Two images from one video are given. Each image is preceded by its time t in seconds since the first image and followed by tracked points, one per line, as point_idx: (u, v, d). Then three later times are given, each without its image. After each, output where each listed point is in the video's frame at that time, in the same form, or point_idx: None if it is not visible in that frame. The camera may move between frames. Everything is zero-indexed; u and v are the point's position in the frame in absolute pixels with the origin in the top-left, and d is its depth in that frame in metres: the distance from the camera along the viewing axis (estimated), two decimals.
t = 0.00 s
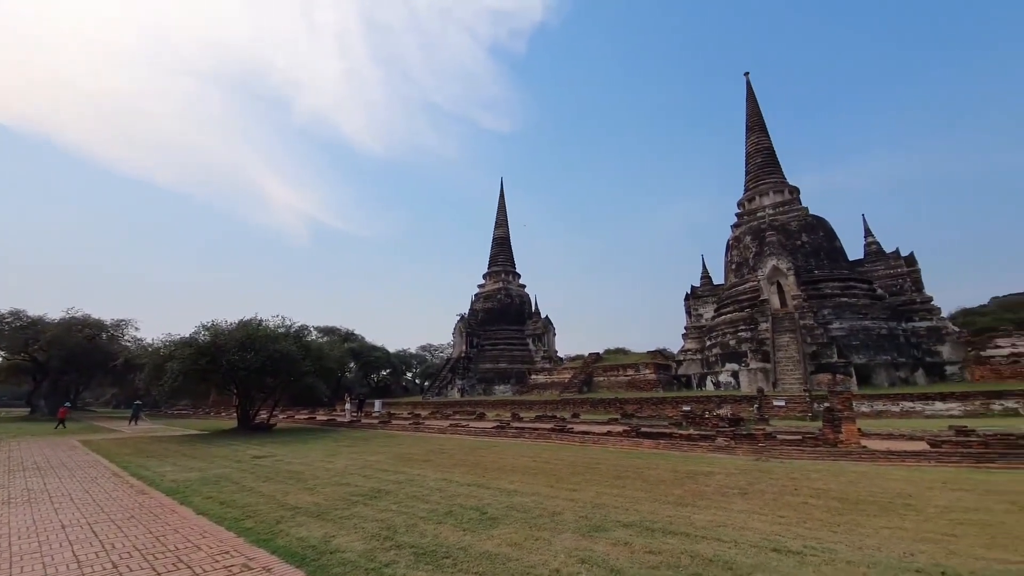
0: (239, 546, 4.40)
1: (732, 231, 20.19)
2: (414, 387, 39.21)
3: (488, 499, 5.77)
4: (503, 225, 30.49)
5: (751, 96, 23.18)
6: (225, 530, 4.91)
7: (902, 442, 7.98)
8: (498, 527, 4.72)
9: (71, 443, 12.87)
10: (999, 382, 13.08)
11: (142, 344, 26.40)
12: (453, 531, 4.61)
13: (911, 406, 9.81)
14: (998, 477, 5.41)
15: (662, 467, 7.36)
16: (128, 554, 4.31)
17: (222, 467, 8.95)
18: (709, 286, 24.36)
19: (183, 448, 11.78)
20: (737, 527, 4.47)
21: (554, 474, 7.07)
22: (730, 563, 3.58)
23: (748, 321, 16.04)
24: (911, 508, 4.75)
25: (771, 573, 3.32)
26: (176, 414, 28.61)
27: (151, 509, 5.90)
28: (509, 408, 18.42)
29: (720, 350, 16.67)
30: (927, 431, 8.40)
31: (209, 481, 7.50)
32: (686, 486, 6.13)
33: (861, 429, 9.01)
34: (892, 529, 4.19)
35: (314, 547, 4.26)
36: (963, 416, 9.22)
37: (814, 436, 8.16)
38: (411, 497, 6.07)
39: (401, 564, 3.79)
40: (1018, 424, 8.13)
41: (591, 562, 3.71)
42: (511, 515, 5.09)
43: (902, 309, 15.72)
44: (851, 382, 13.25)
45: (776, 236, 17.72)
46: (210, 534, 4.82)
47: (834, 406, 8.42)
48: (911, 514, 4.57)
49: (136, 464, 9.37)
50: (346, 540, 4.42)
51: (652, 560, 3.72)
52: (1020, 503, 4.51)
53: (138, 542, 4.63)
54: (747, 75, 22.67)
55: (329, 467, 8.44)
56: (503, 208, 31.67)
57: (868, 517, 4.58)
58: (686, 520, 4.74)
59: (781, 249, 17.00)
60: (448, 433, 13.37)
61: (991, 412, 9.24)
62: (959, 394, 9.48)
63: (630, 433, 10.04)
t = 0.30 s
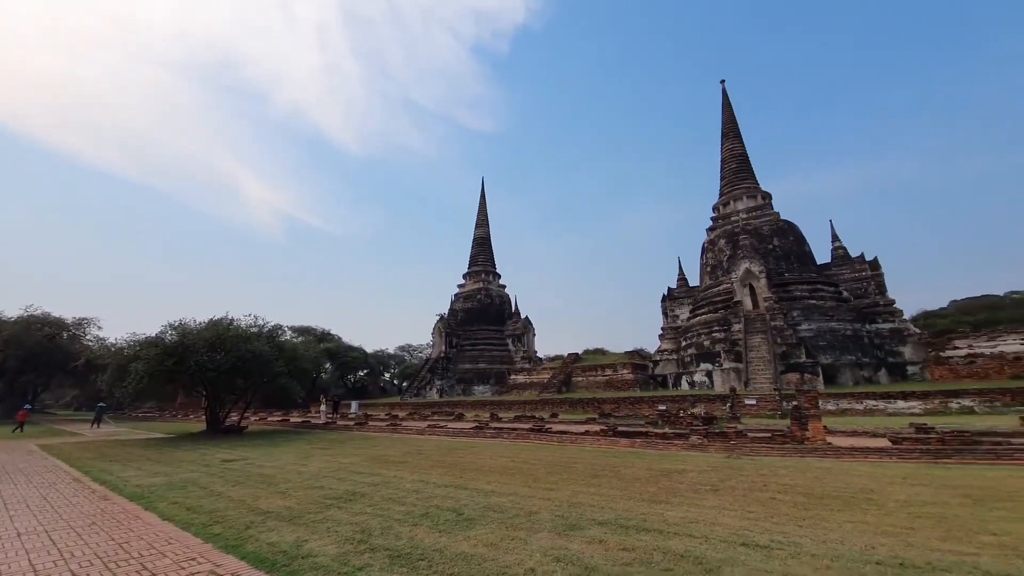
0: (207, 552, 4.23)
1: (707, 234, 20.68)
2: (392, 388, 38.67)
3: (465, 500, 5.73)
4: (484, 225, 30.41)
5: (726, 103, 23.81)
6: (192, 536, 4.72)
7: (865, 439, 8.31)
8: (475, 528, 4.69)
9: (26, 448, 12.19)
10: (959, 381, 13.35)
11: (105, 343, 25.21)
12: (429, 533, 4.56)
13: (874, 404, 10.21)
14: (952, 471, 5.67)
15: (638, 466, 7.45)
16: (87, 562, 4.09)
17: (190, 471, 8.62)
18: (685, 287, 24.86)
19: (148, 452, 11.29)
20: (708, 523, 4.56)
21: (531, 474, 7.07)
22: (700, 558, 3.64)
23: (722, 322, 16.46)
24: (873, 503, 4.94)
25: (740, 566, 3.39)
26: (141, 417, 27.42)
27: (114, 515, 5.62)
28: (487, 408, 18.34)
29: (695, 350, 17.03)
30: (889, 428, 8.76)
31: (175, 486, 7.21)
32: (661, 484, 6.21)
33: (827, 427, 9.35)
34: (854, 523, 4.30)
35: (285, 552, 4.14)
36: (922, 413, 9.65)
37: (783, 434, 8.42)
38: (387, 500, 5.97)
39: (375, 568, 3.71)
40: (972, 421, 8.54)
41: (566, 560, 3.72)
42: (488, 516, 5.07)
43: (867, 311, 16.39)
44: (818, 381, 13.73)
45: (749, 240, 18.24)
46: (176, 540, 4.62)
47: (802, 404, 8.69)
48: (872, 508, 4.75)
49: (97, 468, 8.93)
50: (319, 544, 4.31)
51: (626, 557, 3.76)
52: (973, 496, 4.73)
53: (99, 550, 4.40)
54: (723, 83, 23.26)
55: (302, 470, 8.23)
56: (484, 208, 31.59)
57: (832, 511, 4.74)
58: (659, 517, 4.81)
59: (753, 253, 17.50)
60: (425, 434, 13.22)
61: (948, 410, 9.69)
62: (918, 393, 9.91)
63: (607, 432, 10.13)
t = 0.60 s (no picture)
0: (187, 562, 4.13)
1: (694, 239, 20.95)
2: (380, 392, 38.27)
3: (452, 505, 5.69)
4: (473, 228, 30.39)
5: (712, 110, 24.23)
6: (172, 545, 4.60)
7: (847, 440, 8.46)
8: (462, 533, 4.65)
9: None
10: (936, 380, 12.40)
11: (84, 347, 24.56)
12: (416, 539, 4.51)
13: (856, 406, 10.41)
14: (930, 471, 5.78)
15: (625, 469, 7.49)
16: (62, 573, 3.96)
17: (171, 478, 8.41)
18: (672, 291, 25.13)
19: (127, 459, 10.99)
20: (694, 525, 4.59)
21: (519, 478, 7.05)
22: (685, 560, 3.65)
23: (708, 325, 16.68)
24: (854, 503, 5.02)
25: (725, 570, 3.36)
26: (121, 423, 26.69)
27: (92, 524, 5.47)
28: (476, 413, 18.26)
29: (683, 353, 17.22)
30: (870, 430, 8.93)
31: (156, 494, 7.03)
32: (647, 487, 6.24)
33: (810, 429, 9.51)
34: (836, 524, 4.36)
35: (268, 561, 4.06)
36: (902, 414, 9.86)
37: (767, 436, 8.53)
38: (373, 506, 5.90)
39: None
40: (949, 422, 8.74)
41: (553, 565, 3.69)
42: (475, 520, 5.03)
43: (848, 314, 16.74)
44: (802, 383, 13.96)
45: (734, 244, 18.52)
46: (157, 549, 4.51)
47: (786, 407, 8.81)
48: (854, 509, 4.83)
49: (75, 476, 8.67)
50: (303, 552, 4.24)
51: (612, 561, 3.75)
52: (950, 496, 4.85)
53: (75, 560, 4.27)
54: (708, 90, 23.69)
55: (287, 476, 8.09)
56: (473, 211, 31.59)
57: (814, 512, 4.81)
58: (647, 520, 4.82)
59: (738, 257, 17.77)
60: (413, 439, 13.10)
61: (929, 412, 9.81)
62: (898, 394, 10.11)
63: (595, 435, 10.17)
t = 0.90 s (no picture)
0: (148, 572, 3.93)
1: (672, 245, 21.35)
2: (357, 396, 37.52)
3: (427, 510, 5.59)
4: (455, 231, 30.23)
5: (691, 120, 24.83)
6: (133, 554, 4.38)
7: (815, 442, 8.71)
8: (437, 538, 4.57)
9: None
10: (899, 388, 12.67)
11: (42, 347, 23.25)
12: (389, 545, 4.41)
13: (823, 409, 10.75)
14: (893, 472, 5.98)
15: (602, 472, 7.50)
16: None
17: (134, 484, 8.03)
18: (651, 296, 25.51)
19: (86, 464, 10.43)
20: (668, 527, 4.45)
21: (496, 482, 6.97)
22: (658, 562, 3.57)
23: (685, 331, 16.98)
24: (821, 504, 5.16)
25: (697, 571, 3.34)
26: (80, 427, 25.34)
27: (47, 532, 5.16)
28: (454, 416, 18.07)
29: (660, 357, 17.47)
30: (837, 433, 9.22)
31: (117, 500, 6.69)
32: (623, 489, 6.24)
33: (781, 432, 9.76)
34: (804, 525, 4.45)
35: (235, 569, 3.90)
36: (867, 419, 10.21)
37: (739, 439, 8.69)
38: (347, 512, 5.75)
39: None
40: (911, 426, 9.08)
41: (528, 569, 3.62)
42: (451, 525, 4.95)
43: (818, 321, 17.29)
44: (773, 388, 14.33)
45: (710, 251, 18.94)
46: (116, 558, 4.28)
47: (758, 410, 8.99)
48: (821, 510, 4.96)
49: (28, 483, 8.18)
50: (272, 560, 4.09)
51: (586, 564, 3.66)
52: (911, 497, 5.04)
53: (26, 571, 4.01)
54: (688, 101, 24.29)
55: (257, 482, 7.81)
56: (455, 213, 31.44)
57: (783, 513, 4.91)
58: (621, 522, 4.69)
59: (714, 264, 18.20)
60: (390, 443, 12.86)
61: (893, 416, 10.18)
62: (863, 399, 10.47)
63: (573, 439, 10.18)
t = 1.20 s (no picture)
0: None
1: (652, 248, 21.68)
2: (334, 397, 36.78)
3: (405, 513, 5.50)
4: (436, 230, 30.00)
5: (671, 126, 25.31)
6: (97, 561, 4.17)
7: (786, 441, 8.95)
8: (414, 540, 4.49)
9: None
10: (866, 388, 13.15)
11: None
12: (365, 548, 4.32)
13: (794, 409, 11.08)
14: (860, 469, 6.18)
15: (581, 472, 7.54)
16: None
17: (99, 489, 7.67)
18: (631, 298, 25.86)
19: (45, 469, 9.91)
20: (644, 525, 4.48)
21: (476, 483, 6.89)
22: (635, 560, 3.59)
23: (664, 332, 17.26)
24: (791, 501, 5.31)
25: (671, 569, 3.37)
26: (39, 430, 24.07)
27: (4, 540, 4.87)
28: (434, 417, 17.88)
29: (639, 358, 17.71)
30: (807, 431, 9.51)
31: (81, 506, 6.37)
32: (602, 489, 6.25)
33: (754, 430, 10.01)
34: (774, 521, 4.57)
35: None
36: (835, 417, 10.56)
37: (715, 438, 8.85)
38: (323, 515, 5.61)
39: None
40: (877, 425, 9.43)
41: (505, 570, 3.58)
42: (428, 527, 4.88)
43: (790, 323, 17.81)
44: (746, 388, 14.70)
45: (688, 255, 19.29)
46: (79, 566, 4.06)
47: (732, 410, 9.19)
48: (790, 506, 5.10)
49: None
50: (243, 566, 3.95)
51: (563, 563, 3.66)
52: (876, 493, 5.24)
53: None
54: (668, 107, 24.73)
55: (229, 486, 7.55)
56: (437, 213, 31.21)
57: (755, 510, 5.02)
58: (599, 521, 4.70)
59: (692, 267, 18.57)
60: (368, 445, 12.64)
61: (860, 415, 10.57)
62: (831, 399, 10.84)
63: (553, 439, 10.21)
